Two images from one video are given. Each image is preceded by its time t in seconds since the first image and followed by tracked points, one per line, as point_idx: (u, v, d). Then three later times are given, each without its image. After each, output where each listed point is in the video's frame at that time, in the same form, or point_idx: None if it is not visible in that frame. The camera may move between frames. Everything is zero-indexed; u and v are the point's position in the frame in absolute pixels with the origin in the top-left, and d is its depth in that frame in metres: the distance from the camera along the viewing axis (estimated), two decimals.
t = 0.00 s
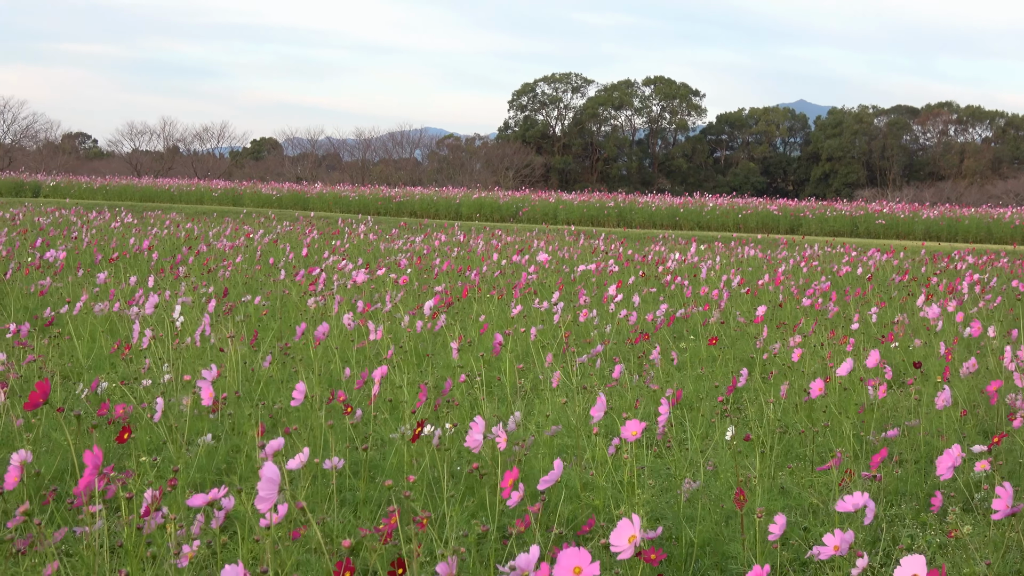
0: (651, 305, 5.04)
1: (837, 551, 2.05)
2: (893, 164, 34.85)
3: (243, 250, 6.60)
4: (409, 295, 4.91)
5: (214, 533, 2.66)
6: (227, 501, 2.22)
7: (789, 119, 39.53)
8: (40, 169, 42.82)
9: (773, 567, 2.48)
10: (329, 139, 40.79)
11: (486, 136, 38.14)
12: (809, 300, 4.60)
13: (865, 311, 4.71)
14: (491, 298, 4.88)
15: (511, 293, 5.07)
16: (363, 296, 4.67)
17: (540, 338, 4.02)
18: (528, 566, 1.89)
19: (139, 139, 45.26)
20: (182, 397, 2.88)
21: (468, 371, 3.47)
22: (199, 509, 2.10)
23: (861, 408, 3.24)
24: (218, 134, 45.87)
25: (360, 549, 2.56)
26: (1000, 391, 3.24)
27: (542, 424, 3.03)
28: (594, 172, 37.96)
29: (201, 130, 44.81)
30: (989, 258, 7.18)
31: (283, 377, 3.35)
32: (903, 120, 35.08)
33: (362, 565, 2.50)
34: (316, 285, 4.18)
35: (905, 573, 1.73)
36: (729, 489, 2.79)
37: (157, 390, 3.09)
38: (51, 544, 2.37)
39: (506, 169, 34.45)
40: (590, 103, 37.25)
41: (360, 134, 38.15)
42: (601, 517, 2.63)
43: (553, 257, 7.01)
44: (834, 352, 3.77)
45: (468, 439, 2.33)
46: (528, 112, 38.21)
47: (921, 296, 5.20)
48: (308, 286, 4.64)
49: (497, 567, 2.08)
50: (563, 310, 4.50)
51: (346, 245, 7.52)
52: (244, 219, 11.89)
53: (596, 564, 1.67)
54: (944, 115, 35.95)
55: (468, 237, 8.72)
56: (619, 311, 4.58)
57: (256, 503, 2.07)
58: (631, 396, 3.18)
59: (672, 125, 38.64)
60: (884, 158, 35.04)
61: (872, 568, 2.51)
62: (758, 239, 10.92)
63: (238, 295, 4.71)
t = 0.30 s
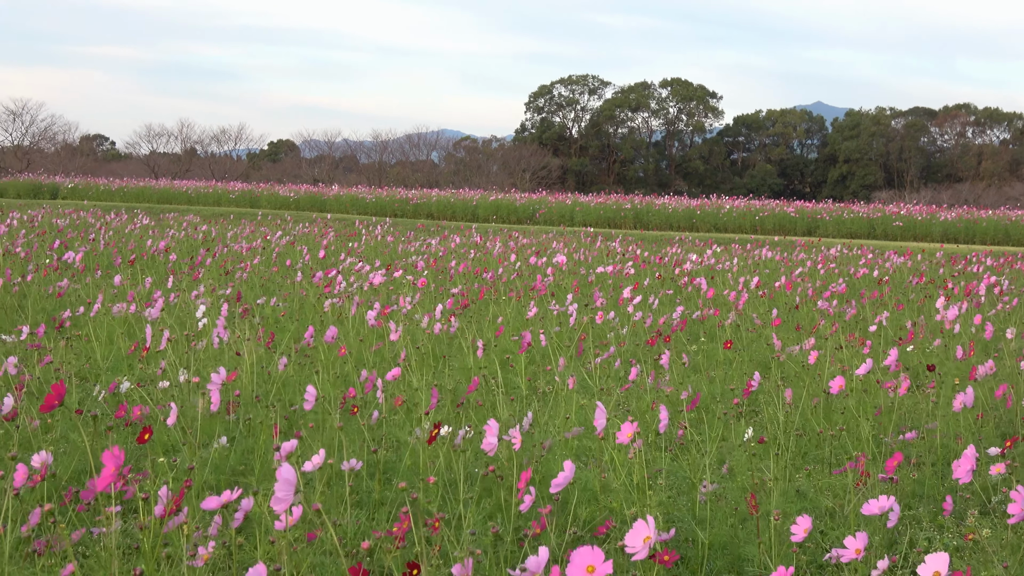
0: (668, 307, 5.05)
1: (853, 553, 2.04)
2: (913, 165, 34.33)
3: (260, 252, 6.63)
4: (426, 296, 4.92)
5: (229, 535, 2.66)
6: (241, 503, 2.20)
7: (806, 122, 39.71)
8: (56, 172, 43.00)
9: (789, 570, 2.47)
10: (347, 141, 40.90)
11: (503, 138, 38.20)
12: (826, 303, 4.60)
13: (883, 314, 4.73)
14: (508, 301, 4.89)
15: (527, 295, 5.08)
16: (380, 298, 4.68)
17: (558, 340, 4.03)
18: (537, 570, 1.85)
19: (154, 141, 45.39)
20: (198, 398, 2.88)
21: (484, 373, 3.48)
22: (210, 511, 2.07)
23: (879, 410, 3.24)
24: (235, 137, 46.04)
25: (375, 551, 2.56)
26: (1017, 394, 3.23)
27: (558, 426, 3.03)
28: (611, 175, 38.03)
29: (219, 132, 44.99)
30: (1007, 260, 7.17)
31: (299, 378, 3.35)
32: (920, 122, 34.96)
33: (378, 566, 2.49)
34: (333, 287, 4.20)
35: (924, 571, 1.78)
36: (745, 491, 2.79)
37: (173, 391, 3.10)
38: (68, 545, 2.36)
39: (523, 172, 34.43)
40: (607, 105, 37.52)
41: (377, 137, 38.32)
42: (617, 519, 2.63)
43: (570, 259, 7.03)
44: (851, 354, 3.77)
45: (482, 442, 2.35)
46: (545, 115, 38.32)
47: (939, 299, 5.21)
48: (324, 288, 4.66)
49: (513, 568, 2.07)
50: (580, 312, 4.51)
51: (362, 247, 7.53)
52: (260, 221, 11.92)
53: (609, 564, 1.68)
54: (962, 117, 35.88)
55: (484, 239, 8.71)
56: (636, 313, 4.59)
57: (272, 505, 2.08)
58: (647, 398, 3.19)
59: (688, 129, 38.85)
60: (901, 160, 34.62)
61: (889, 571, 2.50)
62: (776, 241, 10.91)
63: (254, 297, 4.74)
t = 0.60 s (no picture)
0: (683, 309, 5.07)
1: (868, 554, 2.04)
2: (927, 167, 34.75)
3: (275, 254, 6.65)
4: (441, 299, 4.95)
5: (244, 536, 2.66)
6: (258, 504, 2.17)
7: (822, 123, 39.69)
8: (72, 174, 43.24)
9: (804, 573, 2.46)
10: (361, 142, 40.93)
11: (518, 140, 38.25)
12: (841, 305, 4.62)
13: (899, 316, 4.75)
14: (523, 303, 4.92)
15: (542, 298, 5.10)
16: (395, 300, 4.71)
17: (573, 342, 4.05)
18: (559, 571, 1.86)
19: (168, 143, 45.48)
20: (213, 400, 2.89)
21: (501, 375, 3.49)
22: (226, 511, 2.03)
23: (894, 413, 3.24)
24: (251, 139, 46.20)
25: (390, 553, 2.55)
26: None
27: (573, 429, 3.03)
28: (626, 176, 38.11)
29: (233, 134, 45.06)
30: None
31: (315, 381, 3.37)
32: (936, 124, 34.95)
33: (394, 568, 2.48)
34: (348, 289, 4.21)
35: None
36: (759, 494, 2.78)
37: (188, 393, 3.11)
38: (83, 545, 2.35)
39: (538, 174, 34.38)
40: (621, 107, 37.37)
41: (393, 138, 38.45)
42: (633, 522, 2.63)
43: (585, 261, 7.05)
44: (866, 357, 3.78)
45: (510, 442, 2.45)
46: (560, 116, 38.34)
47: (955, 302, 5.23)
48: (339, 290, 4.68)
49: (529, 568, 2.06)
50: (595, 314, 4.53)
51: (377, 249, 7.55)
52: (275, 222, 11.92)
53: (631, 569, 1.66)
54: (977, 118, 35.90)
55: (498, 241, 8.72)
56: (651, 315, 4.61)
57: (284, 510, 1.92)
58: (663, 401, 3.20)
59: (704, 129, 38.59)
60: (918, 163, 34.89)
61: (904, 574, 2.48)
62: (791, 244, 10.91)
63: (270, 300, 4.77)
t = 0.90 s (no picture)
0: (700, 312, 5.09)
1: (885, 558, 2.04)
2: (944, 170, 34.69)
3: (291, 256, 6.67)
4: (456, 301, 4.98)
5: (262, 539, 2.66)
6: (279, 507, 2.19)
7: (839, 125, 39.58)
8: (88, 177, 43.38)
9: None
10: (377, 145, 41.05)
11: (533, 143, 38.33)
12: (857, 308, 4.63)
13: (914, 319, 4.77)
14: (537, 305, 4.94)
15: (558, 301, 5.13)
16: (410, 303, 4.73)
17: (589, 345, 4.07)
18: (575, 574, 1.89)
19: (185, 146, 45.67)
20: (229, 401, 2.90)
21: (517, 377, 3.51)
22: (251, 514, 2.10)
23: (910, 416, 3.25)
24: (268, 142, 46.35)
25: (406, 555, 2.55)
26: None
27: (590, 431, 3.04)
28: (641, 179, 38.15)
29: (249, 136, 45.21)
30: None
31: (331, 383, 3.38)
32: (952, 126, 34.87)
33: (410, 570, 2.48)
34: (363, 291, 4.24)
35: None
36: (776, 497, 2.78)
37: (205, 395, 3.12)
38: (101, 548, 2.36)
39: (554, 176, 34.43)
40: (637, 109, 37.48)
41: (409, 141, 38.67)
42: (649, 525, 2.63)
43: (600, 263, 7.07)
44: (881, 360, 3.79)
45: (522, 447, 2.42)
46: (575, 118, 38.37)
47: (972, 305, 5.25)
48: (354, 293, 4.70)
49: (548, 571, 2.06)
50: (612, 317, 4.54)
51: (392, 251, 7.56)
52: (292, 225, 11.95)
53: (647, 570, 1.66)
54: (994, 121, 35.85)
55: (514, 244, 8.74)
56: (666, 317, 4.64)
57: (313, 504, 2.04)
58: (679, 404, 3.21)
59: (720, 132, 38.59)
60: (934, 165, 34.88)
61: None
62: (806, 246, 10.92)
63: (286, 302, 4.80)
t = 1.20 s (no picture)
0: (721, 315, 5.11)
1: (909, 561, 2.02)
2: (968, 173, 34.45)
3: (314, 259, 6.71)
4: (478, 304, 5.02)
5: (285, 541, 2.67)
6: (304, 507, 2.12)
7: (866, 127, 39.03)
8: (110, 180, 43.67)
9: None
10: (399, 148, 41.19)
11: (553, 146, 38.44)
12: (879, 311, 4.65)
13: (937, 321, 4.78)
14: (558, 308, 4.98)
15: (578, 303, 5.15)
16: (433, 305, 4.77)
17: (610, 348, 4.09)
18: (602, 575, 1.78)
19: (208, 149, 45.91)
20: (252, 404, 2.92)
21: (539, 380, 3.54)
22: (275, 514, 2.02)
23: (932, 420, 3.24)
24: (291, 144, 46.55)
25: (428, 559, 2.54)
26: None
27: (612, 434, 3.05)
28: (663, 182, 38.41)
29: (272, 139, 45.38)
30: None
31: (354, 385, 3.40)
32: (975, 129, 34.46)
33: (431, 573, 2.47)
34: (385, 294, 4.27)
35: None
36: (797, 500, 2.77)
37: (228, 397, 3.15)
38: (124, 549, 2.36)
39: (575, 179, 34.69)
40: (659, 111, 37.48)
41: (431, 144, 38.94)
42: (671, 528, 2.62)
43: (622, 266, 7.10)
44: (903, 364, 3.80)
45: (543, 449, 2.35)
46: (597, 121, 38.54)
47: (996, 308, 5.24)
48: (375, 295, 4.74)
49: None
50: (634, 319, 4.57)
51: (415, 254, 7.58)
52: (314, 228, 12.00)
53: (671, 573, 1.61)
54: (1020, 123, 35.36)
55: (535, 246, 8.77)
56: (688, 320, 4.66)
57: (331, 508, 1.95)
58: (700, 407, 3.22)
59: (742, 135, 38.66)
60: (957, 168, 34.69)
61: None
62: (829, 249, 10.90)
63: (308, 305, 4.84)
